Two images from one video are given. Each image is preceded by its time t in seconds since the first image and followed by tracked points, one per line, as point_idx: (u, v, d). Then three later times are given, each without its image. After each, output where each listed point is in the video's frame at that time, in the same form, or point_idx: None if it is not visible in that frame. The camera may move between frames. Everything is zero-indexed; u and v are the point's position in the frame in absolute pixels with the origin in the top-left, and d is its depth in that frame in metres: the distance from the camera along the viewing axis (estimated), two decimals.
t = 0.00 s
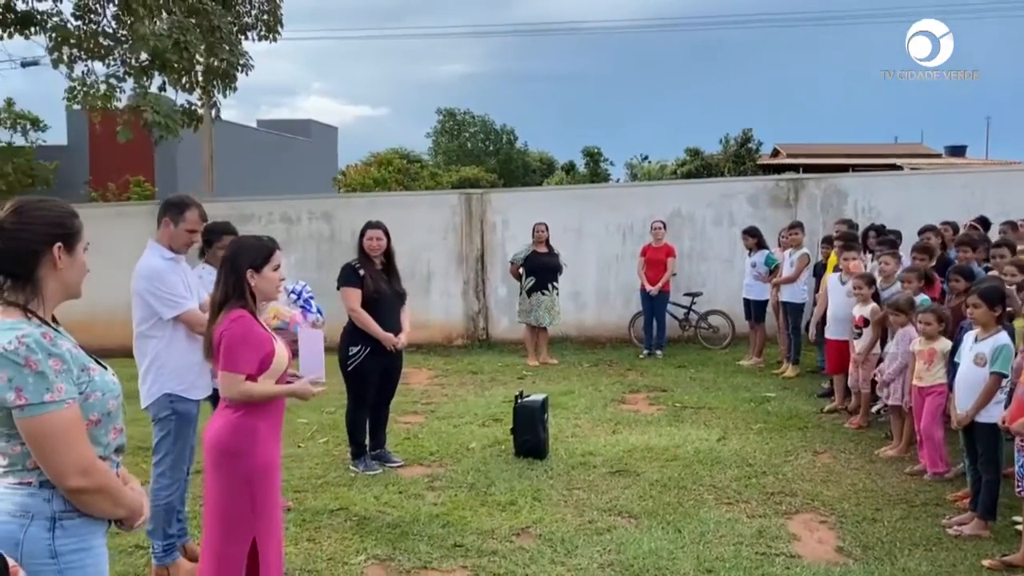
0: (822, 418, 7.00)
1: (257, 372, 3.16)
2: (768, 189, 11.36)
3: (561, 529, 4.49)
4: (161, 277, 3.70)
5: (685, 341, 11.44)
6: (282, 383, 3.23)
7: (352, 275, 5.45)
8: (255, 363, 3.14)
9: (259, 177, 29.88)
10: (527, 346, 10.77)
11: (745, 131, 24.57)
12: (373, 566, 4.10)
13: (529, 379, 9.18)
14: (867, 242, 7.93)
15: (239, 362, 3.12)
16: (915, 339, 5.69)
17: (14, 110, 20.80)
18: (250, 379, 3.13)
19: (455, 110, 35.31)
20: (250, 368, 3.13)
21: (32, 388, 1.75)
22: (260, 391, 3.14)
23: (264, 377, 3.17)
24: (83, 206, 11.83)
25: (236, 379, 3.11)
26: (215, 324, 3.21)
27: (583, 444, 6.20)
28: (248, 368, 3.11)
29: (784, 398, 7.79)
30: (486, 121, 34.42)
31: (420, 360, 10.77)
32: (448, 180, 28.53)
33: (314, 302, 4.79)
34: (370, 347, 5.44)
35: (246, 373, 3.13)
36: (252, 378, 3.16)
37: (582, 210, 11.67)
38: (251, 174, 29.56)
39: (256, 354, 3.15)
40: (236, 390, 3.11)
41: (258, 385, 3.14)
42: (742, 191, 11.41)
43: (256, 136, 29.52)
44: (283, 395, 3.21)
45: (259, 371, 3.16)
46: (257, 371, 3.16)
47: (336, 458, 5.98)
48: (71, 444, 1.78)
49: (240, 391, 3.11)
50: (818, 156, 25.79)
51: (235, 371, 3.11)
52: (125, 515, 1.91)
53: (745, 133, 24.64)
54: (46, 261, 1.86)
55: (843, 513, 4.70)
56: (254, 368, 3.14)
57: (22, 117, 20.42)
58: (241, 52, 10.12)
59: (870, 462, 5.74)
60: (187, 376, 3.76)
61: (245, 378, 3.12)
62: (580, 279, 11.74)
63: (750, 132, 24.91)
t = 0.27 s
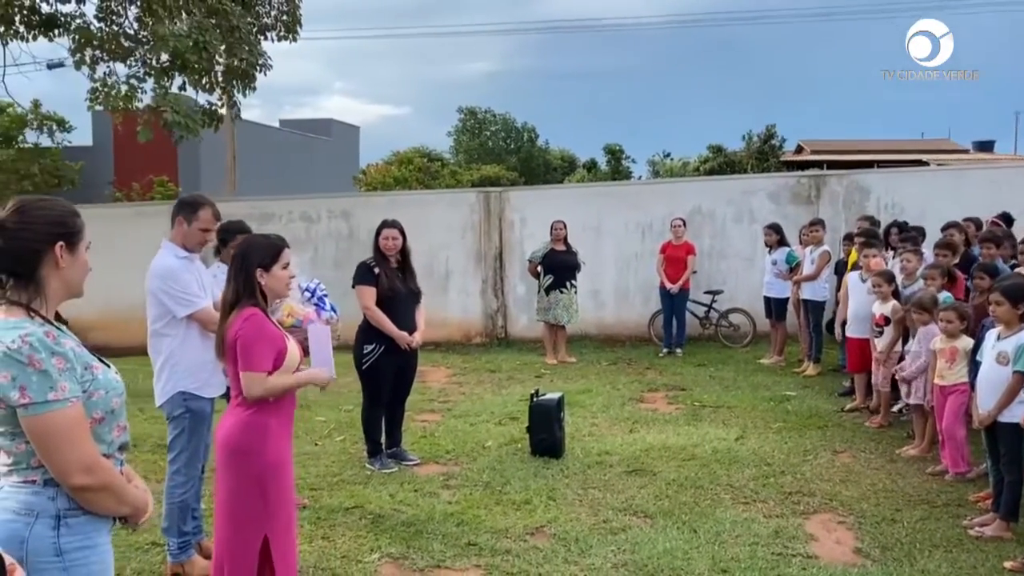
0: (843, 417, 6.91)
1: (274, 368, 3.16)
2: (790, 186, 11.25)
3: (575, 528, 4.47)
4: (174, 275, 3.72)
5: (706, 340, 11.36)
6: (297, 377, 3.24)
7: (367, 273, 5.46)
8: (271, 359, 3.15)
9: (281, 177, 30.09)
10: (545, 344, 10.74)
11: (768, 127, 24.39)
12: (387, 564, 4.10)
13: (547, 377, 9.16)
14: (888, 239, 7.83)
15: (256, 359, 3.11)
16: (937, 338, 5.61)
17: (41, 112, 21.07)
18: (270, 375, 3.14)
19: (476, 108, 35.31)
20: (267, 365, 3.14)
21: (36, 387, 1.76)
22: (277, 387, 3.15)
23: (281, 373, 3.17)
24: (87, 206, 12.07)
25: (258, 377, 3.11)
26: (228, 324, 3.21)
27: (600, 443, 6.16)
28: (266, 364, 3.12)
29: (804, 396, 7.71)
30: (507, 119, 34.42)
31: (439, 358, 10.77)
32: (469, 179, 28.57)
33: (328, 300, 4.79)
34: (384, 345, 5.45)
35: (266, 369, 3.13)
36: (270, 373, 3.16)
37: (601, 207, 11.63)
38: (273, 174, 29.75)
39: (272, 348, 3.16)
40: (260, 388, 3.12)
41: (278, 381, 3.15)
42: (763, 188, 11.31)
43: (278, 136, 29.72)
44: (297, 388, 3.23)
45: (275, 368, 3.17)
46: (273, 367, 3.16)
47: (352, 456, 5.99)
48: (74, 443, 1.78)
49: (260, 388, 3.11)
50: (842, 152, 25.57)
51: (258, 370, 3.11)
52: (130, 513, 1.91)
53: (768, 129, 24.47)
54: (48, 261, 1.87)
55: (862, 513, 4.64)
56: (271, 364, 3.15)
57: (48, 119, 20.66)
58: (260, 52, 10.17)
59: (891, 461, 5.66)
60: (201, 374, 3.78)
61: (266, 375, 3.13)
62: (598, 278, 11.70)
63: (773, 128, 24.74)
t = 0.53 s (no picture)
0: (867, 415, 6.82)
1: (291, 361, 3.13)
2: (814, 182, 11.12)
3: (592, 527, 4.44)
4: (190, 273, 3.74)
5: (728, 337, 11.26)
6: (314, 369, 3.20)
7: (384, 272, 5.47)
8: (287, 352, 3.12)
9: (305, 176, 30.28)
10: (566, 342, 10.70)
11: (794, 122, 24.18)
12: (403, 562, 4.09)
13: (567, 375, 9.13)
14: (913, 235, 7.72)
15: (273, 354, 3.08)
16: (961, 335, 5.54)
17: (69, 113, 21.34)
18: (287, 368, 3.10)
19: (499, 106, 35.28)
20: (283, 359, 3.10)
21: (43, 383, 1.77)
22: (296, 380, 3.11)
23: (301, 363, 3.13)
24: (93, 205, 12.28)
25: (276, 373, 3.08)
26: (242, 323, 3.19)
27: (619, 442, 6.12)
28: (282, 358, 3.08)
29: (827, 395, 7.61)
30: (530, 117, 34.38)
31: (460, 356, 10.78)
32: (492, 177, 28.58)
33: (345, 298, 4.76)
34: (402, 343, 5.45)
35: (283, 363, 3.10)
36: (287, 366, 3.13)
37: (623, 204, 11.57)
38: (297, 173, 29.94)
39: (286, 340, 3.13)
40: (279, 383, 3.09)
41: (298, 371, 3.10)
42: (787, 184, 11.19)
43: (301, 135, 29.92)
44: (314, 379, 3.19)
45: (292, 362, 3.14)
46: (290, 360, 3.13)
47: (371, 453, 6.00)
48: (81, 439, 1.79)
49: (278, 382, 3.07)
50: (869, 148, 25.28)
51: (276, 364, 3.08)
52: (136, 508, 1.93)
53: (793, 125, 24.25)
54: (53, 258, 1.89)
55: (884, 513, 4.57)
56: (288, 357, 3.12)
57: (76, 121, 20.92)
58: (281, 51, 10.23)
59: (915, 461, 5.57)
60: (217, 371, 3.79)
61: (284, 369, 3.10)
62: (619, 275, 11.64)
63: (798, 124, 24.51)
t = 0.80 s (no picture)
0: (891, 415, 6.71)
1: (303, 364, 3.12)
2: (837, 179, 10.98)
3: (610, 528, 4.40)
4: (206, 273, 3.74)
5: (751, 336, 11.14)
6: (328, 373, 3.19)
7: (402, 271, 5.45)
8: (300, 355, 3.11)
9: (326, 176, 30.42)
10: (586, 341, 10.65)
11: (818, 119, 23.94)
12: (419, 563, 4.07)
13: (587, 374, 9.08)
14: (937, 232, 7.60)
15: (285, 356, 3.07)
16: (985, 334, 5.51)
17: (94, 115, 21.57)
18: (299, 372, 3.10)
19: (521, 105, 35.20)
20: (297, 362, 3.09)
21: (51, 385, 1.76)
22: (308, 382, 3.09)
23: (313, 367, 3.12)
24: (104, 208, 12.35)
25: (289, 375, 3.07)
26: (254, 324, 3.17)
27: (639, 442, 6.07)
28: (297, 362, 3.08)
29: (851, 394, 7.51)
30: (552, 116, 34.30)
31: (480, 356, 10.76)
32: (513, 176, 28.56)
33: (362, 297, 4.73)
34: (420, 342, 5.43)
35: (296, 366, 3.09)
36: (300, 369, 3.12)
37: (643, 203, 11.49)
38: (319, 173, 30.06)
39: (300, 343, 3.11)
40: (291, 386, 3.08)
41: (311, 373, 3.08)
42: (809, 181, 11.06)
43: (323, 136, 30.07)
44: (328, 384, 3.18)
45: (304, 364, 3.12)
46: (303, 363, 3.12)
47: (389, 453, 5.99)
48: (90, 440, 1.78)
49: (290, 385, 3.06)
50: (895, 144, 24.97)
51: (288, 366, 3.07)
52: (143, 510, 1.93)
53: (818, 121, 24.01)
54: (60, 258, 1.89)
55: (908, 515, 4.49)
56: (301, 360, 3.11)
57: (101, 123, 21.12)
58: (300, 52, 10.26)
59: (941, 462, 5.47)
60: (233, 371, 3.79)
61: (296, 372, 3.08)
62: (640, 274, 11.57)
63: (823, 120, 24.27)
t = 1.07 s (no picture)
0: (913, 415, 6.60)
1: (316, 366, 3.09)
2: (857, 175, 10.83)
3: (626, 529, 4.34)
4: (217, 272, 3.72)
5: (770, 334, 11.03)
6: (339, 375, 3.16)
7: (416, 269, 5.42)
8: (313, 357, 3.08)
9: (344, 175, 30.52)
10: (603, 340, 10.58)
11: (838, 115, 23.74)
12: (433, 564, 4.04)
13: (604, 373, 9.02)
14: (960, 228, 7.47)
15: (299, 356, 3.04)
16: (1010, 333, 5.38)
17: (114, 115, 21.71)
18: (310, 373, 3.07)
19: (539, 103, 35.10)
20: (309, 363, 3.07)
21: (54, 387, 1.73)
22: (320, 383, 3.07)
23: (324, 369, 3.10)
24: (113, 209, 12.41)
25: (301, 375, 3.05)
26: (268, 323, 3.13)
27: (655, 442, 6.00)
28: (309, 363, 3.05)
29: (872, 393, 7.40)
30: (570, 113, 34.22)
31: (496, 354, 10.72)
32: (530, 174, 28.53)
33: (376, 296, 4.71)
34: (434, 341, 5.40)
35: (309, 367, 3.06)
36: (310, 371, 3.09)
37: (661, 200, 11.41)
38: (337, 172, 30.14)
39: (314, 343, 3.08)
40: (304, 387, 3.05)
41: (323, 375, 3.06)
42: (829, 177, 10.93)
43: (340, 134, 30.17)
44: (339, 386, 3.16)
45: (316, 365, 3.09)
46: (315, 365, 3.09)
47: (404, 452, 5.96)
48: (93, 444, 1.76)
49: (303, 386, 3.04)
50: (917, 140, 24.71)
51: (302, 367, 3.04)
52: (145, 515, 1.91)
53: (838, 117, 23.81)
54: (64, 258, 1.86)
55: (931, 518, 4.40)
56: (314, 362, 3.08)
57: (122, 123, 21.25)
58: (317, 50, 10.26)
59: (963, 463, 5.36)
60: (246, 370, 3.78)
61: (309, 373, 3.06)
62: (658, 272, 11.49)
63: (843, 116, 24.06)
